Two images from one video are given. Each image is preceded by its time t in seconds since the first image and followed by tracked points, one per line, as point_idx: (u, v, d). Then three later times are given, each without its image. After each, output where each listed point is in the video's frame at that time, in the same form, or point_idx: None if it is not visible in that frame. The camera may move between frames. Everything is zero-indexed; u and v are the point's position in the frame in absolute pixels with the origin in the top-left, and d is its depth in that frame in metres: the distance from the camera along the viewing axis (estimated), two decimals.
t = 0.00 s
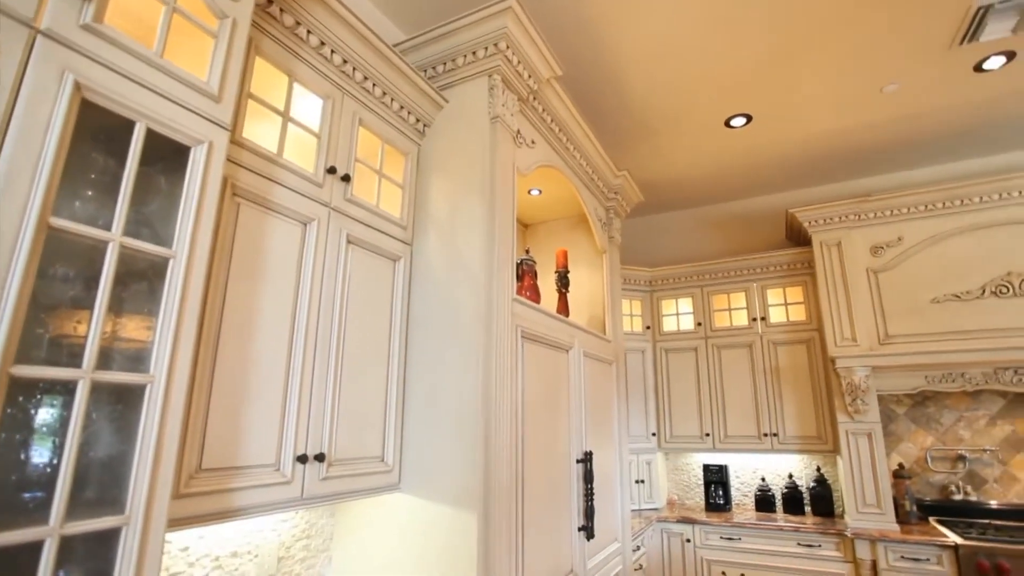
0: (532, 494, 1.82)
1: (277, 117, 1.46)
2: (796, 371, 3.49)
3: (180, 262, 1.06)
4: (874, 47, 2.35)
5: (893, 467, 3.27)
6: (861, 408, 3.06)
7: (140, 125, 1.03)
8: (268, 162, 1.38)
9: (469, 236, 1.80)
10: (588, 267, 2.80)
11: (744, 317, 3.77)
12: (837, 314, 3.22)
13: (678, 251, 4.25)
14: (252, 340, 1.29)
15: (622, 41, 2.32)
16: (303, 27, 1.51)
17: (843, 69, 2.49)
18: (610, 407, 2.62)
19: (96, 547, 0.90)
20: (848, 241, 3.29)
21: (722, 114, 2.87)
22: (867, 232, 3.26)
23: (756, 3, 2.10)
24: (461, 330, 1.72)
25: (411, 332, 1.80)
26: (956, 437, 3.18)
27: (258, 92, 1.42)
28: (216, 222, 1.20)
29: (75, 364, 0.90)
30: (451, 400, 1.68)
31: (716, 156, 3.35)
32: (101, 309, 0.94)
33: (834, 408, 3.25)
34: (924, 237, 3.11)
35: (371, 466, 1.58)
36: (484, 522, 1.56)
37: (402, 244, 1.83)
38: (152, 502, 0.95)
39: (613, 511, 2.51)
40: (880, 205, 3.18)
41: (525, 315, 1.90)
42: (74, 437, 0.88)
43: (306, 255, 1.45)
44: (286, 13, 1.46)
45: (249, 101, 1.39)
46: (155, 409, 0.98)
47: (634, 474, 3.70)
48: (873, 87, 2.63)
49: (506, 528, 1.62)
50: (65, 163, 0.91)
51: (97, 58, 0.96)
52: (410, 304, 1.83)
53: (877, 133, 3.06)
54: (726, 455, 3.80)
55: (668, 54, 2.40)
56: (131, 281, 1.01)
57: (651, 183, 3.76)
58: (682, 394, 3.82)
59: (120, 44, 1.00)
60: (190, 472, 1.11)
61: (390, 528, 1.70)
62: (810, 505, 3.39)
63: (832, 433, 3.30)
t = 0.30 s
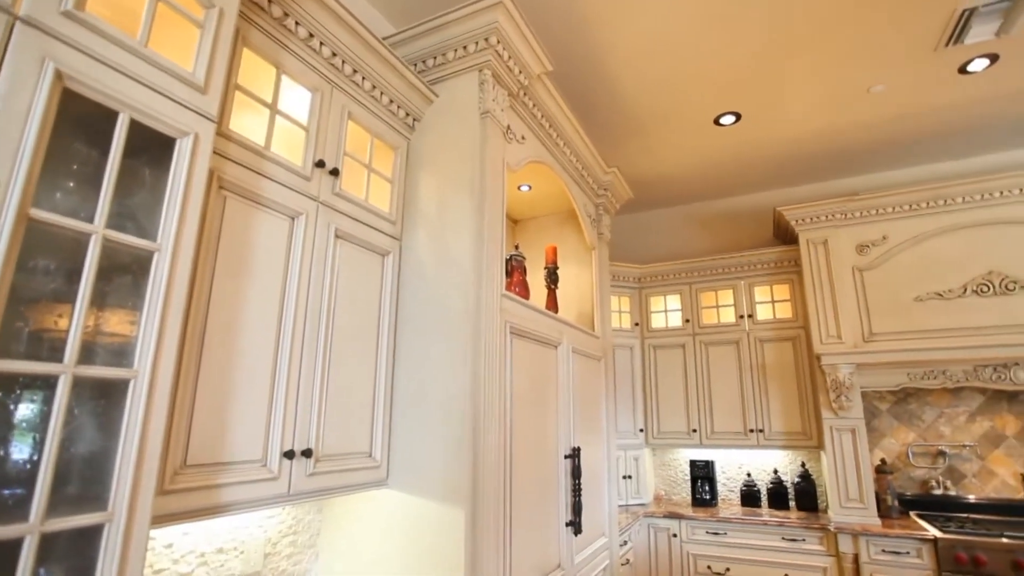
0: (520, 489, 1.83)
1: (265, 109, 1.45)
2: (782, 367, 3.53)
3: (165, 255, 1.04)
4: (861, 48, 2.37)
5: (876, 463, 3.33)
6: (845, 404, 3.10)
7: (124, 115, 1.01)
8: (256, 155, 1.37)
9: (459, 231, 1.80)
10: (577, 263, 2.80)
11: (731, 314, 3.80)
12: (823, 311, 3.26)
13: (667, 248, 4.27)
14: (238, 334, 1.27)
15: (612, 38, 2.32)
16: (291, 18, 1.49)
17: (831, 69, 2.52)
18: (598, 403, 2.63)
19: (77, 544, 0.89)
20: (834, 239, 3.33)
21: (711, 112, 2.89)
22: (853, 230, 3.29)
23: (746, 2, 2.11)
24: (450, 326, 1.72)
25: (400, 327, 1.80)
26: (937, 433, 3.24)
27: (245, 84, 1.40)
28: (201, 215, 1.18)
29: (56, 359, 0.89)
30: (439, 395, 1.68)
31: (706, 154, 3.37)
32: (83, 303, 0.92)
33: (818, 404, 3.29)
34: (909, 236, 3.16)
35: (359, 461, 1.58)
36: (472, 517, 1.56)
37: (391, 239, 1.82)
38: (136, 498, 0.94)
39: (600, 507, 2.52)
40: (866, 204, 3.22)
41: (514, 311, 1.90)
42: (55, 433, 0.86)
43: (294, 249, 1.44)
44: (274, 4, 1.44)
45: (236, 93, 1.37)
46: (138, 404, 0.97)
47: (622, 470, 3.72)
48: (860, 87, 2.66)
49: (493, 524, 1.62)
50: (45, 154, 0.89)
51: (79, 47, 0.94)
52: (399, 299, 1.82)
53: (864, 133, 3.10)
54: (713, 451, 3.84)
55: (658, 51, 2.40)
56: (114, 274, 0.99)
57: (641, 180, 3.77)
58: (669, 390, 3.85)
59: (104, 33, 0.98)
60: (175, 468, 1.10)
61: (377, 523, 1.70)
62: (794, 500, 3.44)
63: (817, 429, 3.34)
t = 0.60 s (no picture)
0: (509, 486, 1.83)
1: (252, 101, 1.43)
2: (768, 364, 3.57)
3: (149, 249, 1.02)
4: (848, 48, 2.40)
5: (859, 458, 3.38)
6: (829, 400, 3.14)
7: (107, 106, 0.99)
8: (243, 148, 1.35)
9: (448, 226, 1.79)
10: (566, 259, 2.81)
11: (719, 311, 3.83)
12: (809, 309, 3.29)
13: (656, 245, 4.29)
14: (224, 329, 1.26)
15: (603, 35, 2.32)
16: (279, 9, 1.47)
17: (819, 69, 2.54)
18: (586, 399, 2.64)
19: (58, 541, 0.87)
20: (820, 238, 3.36)
21: (701, 111, 2.91)
22: (839, 229, 3.33)
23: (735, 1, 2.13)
24: (439, 321, 1.72)
25: (388, 322, 1.79)
26: (919, 429, 3.29)
27: (232, 75, 1.38)
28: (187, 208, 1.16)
29: (36, 353, 0.87)
30: (427, 391, 1.67)
31: (695, 151, 3.39)
32: (64, 296, 0.91)
33: (804, 401, 3.34)
34: (893, 235, 3.20)
35: (346, 457, 1.57)
36: (460, 512, 1.56)
37: (379, 234, 1.81)
38: (118, 494, 0.93)
39: (588, 502, 2.53)
40: (851, 203, 3.26)
41: (503, 307, 1.90)
42: (35, 428, 0.85)
43: (281, 243, 1.42)
44: None
45: (223, 84, 1.35)
46: (121, 399, 0.95)
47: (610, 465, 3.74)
48: (847, 87, 2.69)
49: (481, 520, 1.62)
50: (24, 144, 0.87)
51: (50, 29, 0.91)
52: (387, 295, 1.81)
53: (850, 133, 3.13)
54: (700, 447, 3.87)
55: (649, 48, 2.41)
56: (97, 268, 0.98)
57: (631, 177, 3.79)
58: (657, 387, 3.87)
59: (79, 17, 0.95)
60: (159, 464, 1.08)
61: (365, 520, 1.69)
62: (779, 495, 3.48)
63: (802, 426, 3.39)
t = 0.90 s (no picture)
0: (497, 482, 1.83)
1: (239, 93, 1.41)
2: (755, 361, 3.61)
3: (133, 242, 1.00)
4: (836, 49, 2.42)
5: (842, 454, 3.42)
6: (814, 397, 3.18)
7: (90, 96, 0.97)
8: (229, 140, 1.33)
9: (437, 222, 1.79)
10: (555, 255, 2.81)
11: (707, 308, 3.86)
12: (795, 306, 3.33)
13: (645, 242, 4.31)
14: (210, 324, 1.24)
15: (594, 32, 2.32)
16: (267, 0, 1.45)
17: (807, 68, 2.56)
18: (574, 394, 2.65)
19: (38, 537, 0.86)
20: (807, 236, 3.40)
21: (690, 109, 2.92)
22: (825, 227, 3.37)
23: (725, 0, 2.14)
24: (427, 317, 1.71)
25: (376, 317, 1.78)
26: (901, 425, 3.35)
27: (219, 67, 1.36)
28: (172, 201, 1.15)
29: (16, 347, 0.86)
30: (415, 386, 1.67)
31: (684, 149, 3.40)
32: (45, 289, 0.89)
33: (789, 397, 3.37)
34: (879, 233, 3.24)
35: (333, 452, 1.56)
36: (448, 507, 1.56)
37: (368, 228, 1.80)
38: (101, 490, 0.91)
39: (575, 497, 2.55)
40: (837, 202, 3.30)
41: (492, 303, 1.90)
42: (15, 424, 0.83)
43: (268, 237, 1.41)
44: None
45: (209, 76, 1.33)
46: (103, 395, 0.93)
47: (597, 461, 3.76)
48: (834, 87, 2.72)
49: (469, 516, 1.62)
50: (4, 135, 0.86)
51: (44, 24, 0.91)
52: (375, 290, 1.80)
53: (837, 133, 3.17)
54: (687, 442, 3.90)
55: (639, 46, 2.41)
56: (79, 261, 0.96)
57: (620, 174, 3.80)
58: (645, 383, 3.90)
59: (64, 7, 0.94)
60: (143, 460, 1.07)
61: (352, 515, 1.68)
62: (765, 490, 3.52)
63: (787, 422, 3.43)
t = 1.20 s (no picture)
0: (485, 478, 1.83)
1: (225, 85, 1.39)
2: (741, 357, 3.65)
3: (117, 235, 0.98)
4: (823, 49, 2.44)
5: (826, 449, 3.47)
6: (799, 393, 3.23)
7: (71, 86, 0.95)
8: (215, 133, 1.31)
9: (426, 217, 1.78)
10: (544, 251, 2.82)
11: (694, 305, 3.88)
12: (781, 303, 3.36)
13: (634, 239, 4.33)
14: (195, 318, 1.23)
15: (584, 28, 2.32)
16: None
17: (795, 67, 2.59)
18: (562, 390, 2.66)
19: (18, 534, 0.85)
20: (793, 234, 3.43)
21: (680, 106, 2.94)
22: (812, 225, 3.40)
23: None
24: (416, 313, 1.71)
25: (364, 313, 1.77)
26: (883, 420, 3.40)
27: (204, 58, 1.34)
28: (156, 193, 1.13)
29: None
30: (404, 382, 1.67)
31: (673, 146, 3.42)
32: (25, 282, 0.88)
33: (775, 393, 3.42)
34: (864, 232, 3.28)
35: (320, 448, 1.56)
36: (436, 503, 1.56)
37: (356, 223, 1.79)
38: (84, 486, 0.90)
39: (563, 492, 2.56)
40: (824, 201, 3.34)
41: (480, 299, 1.90)
42: None
43: (255, 231, 1.39)
44: None
45: (195, 67, 1.31)
46: (85, 391, 0.92)
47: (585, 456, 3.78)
48: (821, 87, 2.75)
49: (457, 512, 1.62)
50: None
51: (45, 23, 0.91)
52: (363, 286, 1.79)
53: (823, 132, 3.21)
54: (674, 438, 3.94)
55: (629, 43, 2.42)
56: (61, 254, 0.95)
57: (610, 171, 3.81)
58: (633, 379, 3.92)
59: None
60: (126, 456, 1.06)
61: (339, 512, 1.68)
62: (750, 485, 3.57)
63: (772, 417, 3.47)
